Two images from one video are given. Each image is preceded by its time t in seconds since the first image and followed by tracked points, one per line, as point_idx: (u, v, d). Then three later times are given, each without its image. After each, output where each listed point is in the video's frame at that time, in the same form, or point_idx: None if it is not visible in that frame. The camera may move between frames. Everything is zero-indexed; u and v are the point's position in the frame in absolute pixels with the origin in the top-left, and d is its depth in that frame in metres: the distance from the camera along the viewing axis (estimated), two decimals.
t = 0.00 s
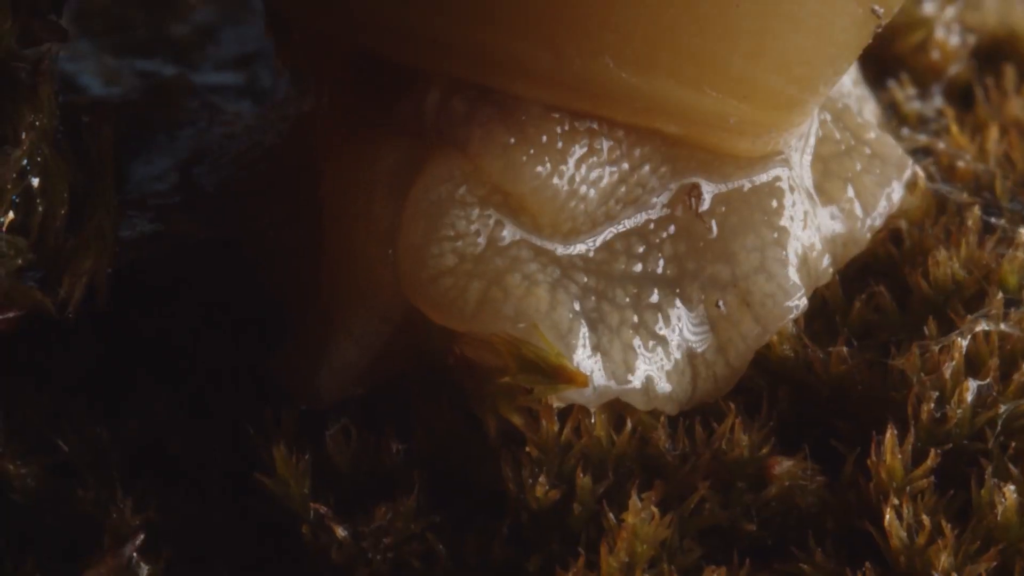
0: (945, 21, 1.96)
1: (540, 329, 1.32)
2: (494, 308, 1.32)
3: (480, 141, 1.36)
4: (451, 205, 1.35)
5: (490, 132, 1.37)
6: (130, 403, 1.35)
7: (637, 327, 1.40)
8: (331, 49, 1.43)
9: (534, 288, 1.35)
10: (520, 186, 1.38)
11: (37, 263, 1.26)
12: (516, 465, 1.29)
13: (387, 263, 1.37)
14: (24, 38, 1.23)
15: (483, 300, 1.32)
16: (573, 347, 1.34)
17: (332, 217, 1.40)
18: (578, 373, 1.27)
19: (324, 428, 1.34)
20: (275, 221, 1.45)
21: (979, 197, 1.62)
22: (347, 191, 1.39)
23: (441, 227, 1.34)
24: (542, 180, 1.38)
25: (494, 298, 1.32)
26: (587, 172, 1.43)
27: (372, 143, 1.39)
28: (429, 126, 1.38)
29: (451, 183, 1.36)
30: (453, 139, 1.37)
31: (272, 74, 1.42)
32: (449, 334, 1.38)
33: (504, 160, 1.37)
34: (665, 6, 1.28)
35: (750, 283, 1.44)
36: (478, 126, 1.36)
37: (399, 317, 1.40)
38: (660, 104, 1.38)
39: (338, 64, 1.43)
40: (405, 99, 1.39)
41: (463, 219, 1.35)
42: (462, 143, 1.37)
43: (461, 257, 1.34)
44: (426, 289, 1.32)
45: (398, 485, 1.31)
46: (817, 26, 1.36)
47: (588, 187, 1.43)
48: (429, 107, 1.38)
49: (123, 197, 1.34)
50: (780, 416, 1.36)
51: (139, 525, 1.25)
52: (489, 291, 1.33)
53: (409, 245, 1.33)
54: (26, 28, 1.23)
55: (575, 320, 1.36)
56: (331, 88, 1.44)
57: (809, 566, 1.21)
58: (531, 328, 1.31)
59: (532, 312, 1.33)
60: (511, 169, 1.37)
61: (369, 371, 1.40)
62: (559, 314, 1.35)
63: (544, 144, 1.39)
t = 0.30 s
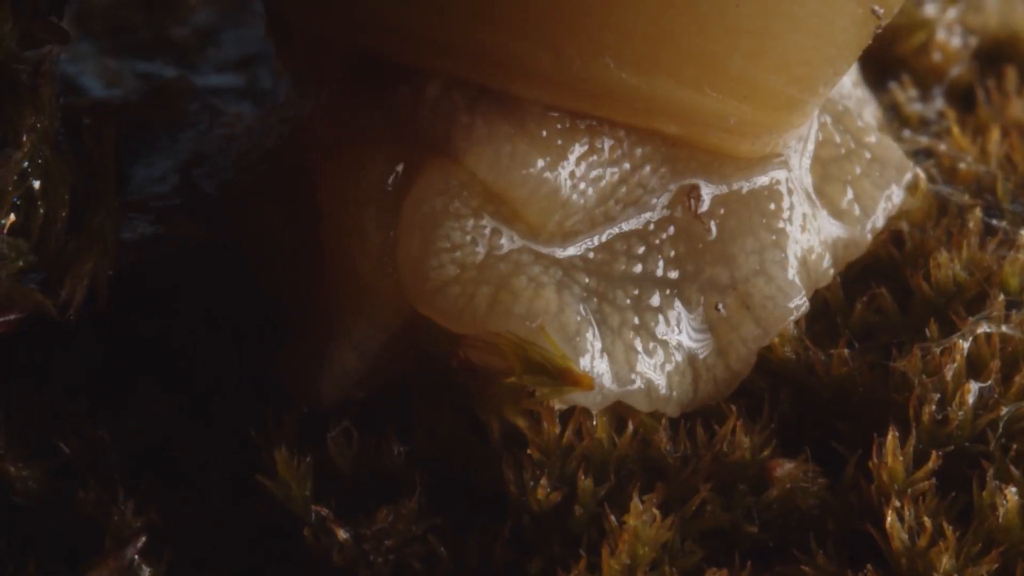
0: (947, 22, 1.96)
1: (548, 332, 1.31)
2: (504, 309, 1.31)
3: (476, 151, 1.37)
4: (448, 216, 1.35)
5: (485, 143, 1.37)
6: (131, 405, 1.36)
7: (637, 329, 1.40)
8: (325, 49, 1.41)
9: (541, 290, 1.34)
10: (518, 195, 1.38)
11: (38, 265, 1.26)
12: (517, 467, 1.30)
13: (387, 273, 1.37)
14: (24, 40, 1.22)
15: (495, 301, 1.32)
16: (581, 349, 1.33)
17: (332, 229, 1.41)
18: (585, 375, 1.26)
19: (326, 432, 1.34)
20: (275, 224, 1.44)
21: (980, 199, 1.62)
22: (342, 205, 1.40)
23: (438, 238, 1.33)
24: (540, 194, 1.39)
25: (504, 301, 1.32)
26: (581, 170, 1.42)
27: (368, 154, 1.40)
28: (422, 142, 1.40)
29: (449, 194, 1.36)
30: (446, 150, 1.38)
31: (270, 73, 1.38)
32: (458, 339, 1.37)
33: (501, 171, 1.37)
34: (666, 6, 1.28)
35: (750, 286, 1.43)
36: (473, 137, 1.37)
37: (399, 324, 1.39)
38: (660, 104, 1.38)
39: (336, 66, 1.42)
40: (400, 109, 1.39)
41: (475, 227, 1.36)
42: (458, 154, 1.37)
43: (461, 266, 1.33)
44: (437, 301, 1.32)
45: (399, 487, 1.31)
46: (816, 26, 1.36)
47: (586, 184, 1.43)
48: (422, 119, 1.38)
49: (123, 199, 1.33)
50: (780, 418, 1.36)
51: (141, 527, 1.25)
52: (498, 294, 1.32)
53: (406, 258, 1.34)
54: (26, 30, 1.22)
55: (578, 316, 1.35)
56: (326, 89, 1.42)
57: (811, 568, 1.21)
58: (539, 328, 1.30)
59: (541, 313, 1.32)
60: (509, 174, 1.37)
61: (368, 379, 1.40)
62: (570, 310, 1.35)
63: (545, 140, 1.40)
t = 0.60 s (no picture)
0: (949, 25, 1.97)
1: (555, 333, 1.31)
2: (515, 309, 1.32)
3: (479, 159, 1.33)
4: (452, 222, 1.35)
5: (490, 149, 1.33)
6: (134, 408, 1.35)
7: (638, 330, 1.40)
8: (328, 50, 1.41)
9: (549, 290, 1.35)
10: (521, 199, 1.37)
11: (41, 268, 1.28)
12: (520, 470, 1.30)
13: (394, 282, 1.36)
14: (31, 44, 1.29)
15: (504, 303, 1.32)
16: (583, 351, 1.33)
17: (333, 236, 1.38)
18: (590, 378, 1.26)
19: (329, 434, 1.35)
20: (280, 229, 1.45)
21: (983, 202, 1.62)
22: (346, 213, 1.36)
23: (445, 246, 1.33)
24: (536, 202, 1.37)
25: (515, 300, 1.32)
26: (581, 168, 1.42)
27: (370, 157, 1.37)
28: (424, 146, 1.36)
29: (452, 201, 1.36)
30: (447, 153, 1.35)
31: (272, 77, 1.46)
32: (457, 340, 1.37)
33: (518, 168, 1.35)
34: (666, 5, 1.28)
35: (751, 290, 1.43)
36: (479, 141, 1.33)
37: (399, 330, 1.38)
38: (664, 104, 1.38)
39: (337, 69, 1.41)
40: (403, 112, 1.36)
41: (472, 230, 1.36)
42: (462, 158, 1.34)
43: (468, 270, 1.33)
44: (449, 306, 1.32)
45: (402, 491, 1.31)
46: (818, 27, 1.36)
47: (586, 182, 1.42)
48: (425, 123, 1.35)
49: (127, 203, 1.36)
50: (783, 421, 1.36)
51: (144, 531, 1.24)
52: (507, 296, 1.33)
53: (418, 267, 1.33)
54: (33, 32, 1.29)
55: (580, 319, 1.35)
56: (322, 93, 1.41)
57: (814, 571, 1.21)
58: (546, 329, 1.31)
59: (546, 314, 1.32)
60: (517, 176, 1.35)
61: (369, 384, 1.39)
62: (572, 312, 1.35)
63: (550, 132, 1.39)
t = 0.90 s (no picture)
0: (953, 28, 1.98)
1: (559, 339, 1.31)
2: (523, 313, 1.32)
3: (483, 162, 1.33)
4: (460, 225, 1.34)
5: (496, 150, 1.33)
6: (137, 412, 1.35)
7: (643, 333, 1.40)
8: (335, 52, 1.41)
9: (557, 293, 1.34)
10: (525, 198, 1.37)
11: (46, 273, 1.30)
12: (525, 474, 1.30)
13: (407, 283, 1.36)
14: (36, 49, 1.31)
15: (514, 304, 1.33)
16: (588, 356, 1.32)
17: (335, 239, 1.37)
18: (593, 386, 1.27)
19: (334, 439, 1.34)
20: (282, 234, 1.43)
21: (987, 206, 1.62)
22: (350, 217, 1.35)
23: (454, 247, 1.33)
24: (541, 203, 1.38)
25: (524, 303, 1.32)
26: (584, 164, 1.42)
27: (375, 159, 1.37)
28: (428, 148, 1.36)
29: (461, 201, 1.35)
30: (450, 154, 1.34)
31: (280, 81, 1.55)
32: (465, 341, 1.37)
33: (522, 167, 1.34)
34: (672, 6, 1.28)
35: (755, 293, 1.43)
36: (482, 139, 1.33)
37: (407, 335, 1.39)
38: (669, 104, 1.39)
39: (339, 70, 1.42)
40: (406, 115, 1.37)
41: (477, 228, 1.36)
42: (467, 163, 1.33)
43: (479, 269, 1.33)
44: (460, 308, 1.32)
45: (407, 496, 1.31)
46: (822, 27, 1.34)
47: (592, 180, 1.43)
48: (429, 126, 1.36)
49: (133, 207, 1.39)
50: (788, 424, 1.36)
51: (149, 535, 1.24)
52: (517, 297, 1.33)
53: (427, 270, 1.33)
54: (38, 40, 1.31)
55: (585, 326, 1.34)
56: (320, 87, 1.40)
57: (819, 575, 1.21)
58: (550, 336, 1.31)
59: (550, 322, 1.32)
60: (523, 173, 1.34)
61: (379, 388, 1.39)
62: (578, 319, 1.33)
63: (558, 125, 1.40)
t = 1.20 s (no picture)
0: (960, 34, 1.98)
1: (568, 346, 1.30)
2: (533, 319, 1.31)
3: (494, 161, 1.31)
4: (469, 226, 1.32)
5: (504, 148, 1.30)
6: (144, 417, 1.35)
7: (651, 338, 1.40)
8: (343, 54, 1.41)
9: (569, 300, 1.33)
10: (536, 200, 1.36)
11: (52, 278, 1.32)
12: (533, 479, 1.30)
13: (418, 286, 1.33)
14: (41, 54, 1.36)
15: (527, 309, 1.31)
16: (597, 365, 1.32)
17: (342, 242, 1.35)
18: (602, 394, 1.27)
19: (342, 443, 1.35)
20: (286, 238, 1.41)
21: (994, 210, 1.62)
22: (360, 220, 1.33)
23: (466, 250, 1.31)
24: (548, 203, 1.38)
25: (535, 310, 1.31)
26: (592, 165, 1.41)
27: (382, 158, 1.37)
28: (436, 147, 1.33)
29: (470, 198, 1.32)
30: (457, 153, 1.32)
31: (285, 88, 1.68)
32: (474, 348, 1.35)
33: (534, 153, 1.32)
34: (684, 9, 1.28)
35: (761, 300, 1.43)
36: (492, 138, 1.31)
37: (415, 341, 1.37)
38: (679, 107, 1.39)
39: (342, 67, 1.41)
40: (412, 113, 1.37)
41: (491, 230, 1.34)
42: (474, 163, 1.31)
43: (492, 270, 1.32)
44: (472, 314, 1.30)
45: (415, 503, 1.31)
46: (834, 31, 1.35)
47: (601, 180, 1.42)
48: (437, 125, 1.34)
49: (141, 212, 1.45)
50: (796, 430, 1.36)
51: (156, 541, 1.24)
52: (530, 303, 1.32)
53: (441, 273, 1.30)
54: (45, 46, 1.36)
55: (597, 327, 1.34)
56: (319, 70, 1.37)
57: None
58: (557, 343, 1.30)
59: (559, 330, 1.31)
60: (536, 166, 1.32)
61: (385, 390, 1.39)
62: (589, 330, 1.33)
63: (566, 123, 1.40)
